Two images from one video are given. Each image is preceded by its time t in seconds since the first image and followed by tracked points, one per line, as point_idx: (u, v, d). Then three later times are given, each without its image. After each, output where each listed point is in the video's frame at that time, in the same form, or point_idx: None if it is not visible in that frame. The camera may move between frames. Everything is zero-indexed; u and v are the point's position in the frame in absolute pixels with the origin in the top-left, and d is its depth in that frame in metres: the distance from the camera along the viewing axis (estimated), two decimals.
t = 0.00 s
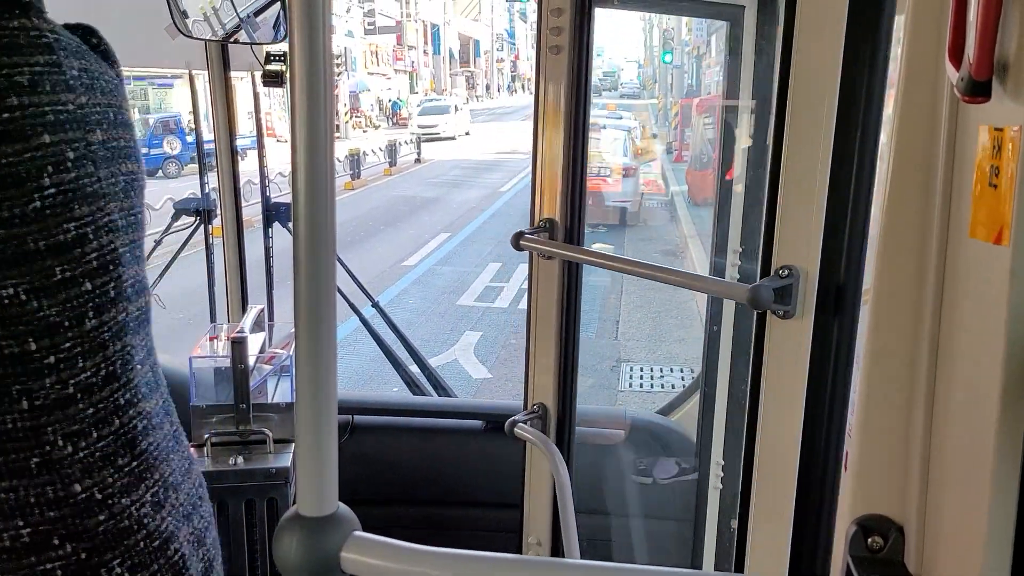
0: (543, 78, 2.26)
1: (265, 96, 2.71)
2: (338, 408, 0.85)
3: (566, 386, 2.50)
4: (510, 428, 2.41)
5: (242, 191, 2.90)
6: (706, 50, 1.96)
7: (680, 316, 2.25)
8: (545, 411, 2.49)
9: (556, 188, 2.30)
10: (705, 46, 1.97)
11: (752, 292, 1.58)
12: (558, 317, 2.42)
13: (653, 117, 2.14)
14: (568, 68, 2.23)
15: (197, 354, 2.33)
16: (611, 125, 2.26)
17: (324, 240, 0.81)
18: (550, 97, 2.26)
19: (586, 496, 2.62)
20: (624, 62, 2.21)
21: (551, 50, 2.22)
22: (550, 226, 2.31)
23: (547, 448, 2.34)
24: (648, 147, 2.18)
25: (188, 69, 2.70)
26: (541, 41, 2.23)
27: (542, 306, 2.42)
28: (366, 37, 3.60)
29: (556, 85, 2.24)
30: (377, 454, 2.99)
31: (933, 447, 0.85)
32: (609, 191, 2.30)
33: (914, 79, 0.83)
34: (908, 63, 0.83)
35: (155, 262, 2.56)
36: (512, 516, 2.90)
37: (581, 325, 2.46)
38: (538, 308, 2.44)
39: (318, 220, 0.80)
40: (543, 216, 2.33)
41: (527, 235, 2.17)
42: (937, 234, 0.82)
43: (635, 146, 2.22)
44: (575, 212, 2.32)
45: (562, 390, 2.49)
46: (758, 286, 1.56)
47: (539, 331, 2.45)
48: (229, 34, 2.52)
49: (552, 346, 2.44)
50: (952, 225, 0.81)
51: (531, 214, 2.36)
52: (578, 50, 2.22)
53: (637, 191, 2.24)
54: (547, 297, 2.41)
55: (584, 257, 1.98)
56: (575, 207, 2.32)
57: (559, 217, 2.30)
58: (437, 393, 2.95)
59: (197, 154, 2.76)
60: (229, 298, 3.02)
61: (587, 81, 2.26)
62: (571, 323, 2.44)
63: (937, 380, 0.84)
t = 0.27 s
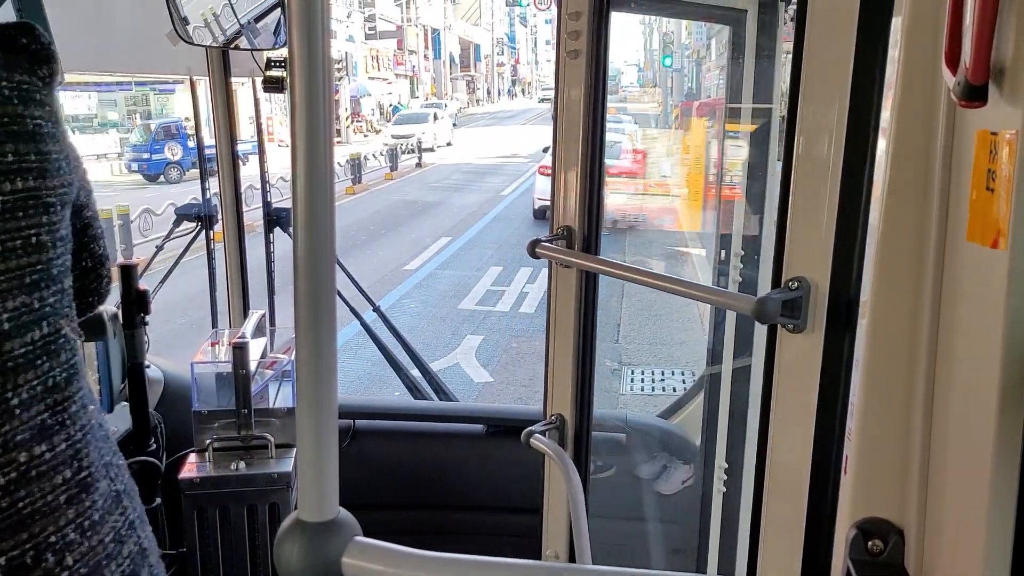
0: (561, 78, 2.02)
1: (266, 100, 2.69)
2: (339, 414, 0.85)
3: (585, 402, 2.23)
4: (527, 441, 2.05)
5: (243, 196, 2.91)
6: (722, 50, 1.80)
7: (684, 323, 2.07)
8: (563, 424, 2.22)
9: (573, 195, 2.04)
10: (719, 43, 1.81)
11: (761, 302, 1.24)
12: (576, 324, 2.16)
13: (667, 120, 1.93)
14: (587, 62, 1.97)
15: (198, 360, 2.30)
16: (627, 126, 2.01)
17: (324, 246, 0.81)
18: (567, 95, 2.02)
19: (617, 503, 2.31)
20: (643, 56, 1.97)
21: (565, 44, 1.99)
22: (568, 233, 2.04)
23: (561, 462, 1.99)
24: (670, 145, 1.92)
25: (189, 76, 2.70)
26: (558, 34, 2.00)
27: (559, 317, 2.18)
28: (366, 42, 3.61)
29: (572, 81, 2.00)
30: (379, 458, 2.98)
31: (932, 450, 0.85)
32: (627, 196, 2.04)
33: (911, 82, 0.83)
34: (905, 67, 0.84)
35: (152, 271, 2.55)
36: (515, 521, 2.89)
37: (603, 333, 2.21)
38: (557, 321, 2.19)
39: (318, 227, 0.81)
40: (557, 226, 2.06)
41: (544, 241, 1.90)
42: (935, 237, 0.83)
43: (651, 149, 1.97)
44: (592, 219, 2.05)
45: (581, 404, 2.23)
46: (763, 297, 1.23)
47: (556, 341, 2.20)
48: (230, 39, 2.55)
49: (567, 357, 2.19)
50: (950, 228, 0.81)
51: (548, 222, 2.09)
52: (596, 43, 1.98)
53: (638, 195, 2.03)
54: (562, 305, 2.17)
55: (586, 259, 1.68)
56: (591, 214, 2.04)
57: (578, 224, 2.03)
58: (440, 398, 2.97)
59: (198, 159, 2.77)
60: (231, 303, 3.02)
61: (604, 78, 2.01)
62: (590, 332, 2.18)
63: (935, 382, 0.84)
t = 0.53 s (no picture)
0: (596, 78, 1.89)
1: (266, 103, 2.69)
2: (340, 418, 0.85)
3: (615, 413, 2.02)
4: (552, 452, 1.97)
5: (244, 198, 2.90)
6: (723, 52, 1.73)
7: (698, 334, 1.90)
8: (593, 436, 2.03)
9: (600, 201, 1.90)
10: (728, 46, 1.73)
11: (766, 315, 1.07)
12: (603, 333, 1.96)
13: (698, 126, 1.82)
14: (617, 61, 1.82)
15: (199, 364, 2.28)
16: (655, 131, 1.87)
17: (326, 249, 0.81)
18: (600, 96, 1.88)
19: (639, 502, 2.09)
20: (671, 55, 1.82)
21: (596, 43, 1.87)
22: (597, 241, 1.90)
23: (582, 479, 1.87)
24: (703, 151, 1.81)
25: (190, 79, 2.71)
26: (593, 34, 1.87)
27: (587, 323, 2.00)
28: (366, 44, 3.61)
29: (602, 80, 1.87)
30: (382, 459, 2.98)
31: (933, 452, 0.85)
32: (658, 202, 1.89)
33: (911, 85, 0.83)
34: (904, 70, 0.84)
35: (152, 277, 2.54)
36: (519, 521, 2.87)
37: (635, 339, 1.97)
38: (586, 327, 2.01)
39: (319, 230, 0.81)
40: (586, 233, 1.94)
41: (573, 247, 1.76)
42: (935, 239, 0.83)
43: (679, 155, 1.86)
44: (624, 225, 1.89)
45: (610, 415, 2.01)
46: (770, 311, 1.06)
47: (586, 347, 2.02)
48: (230, 43, 2.51)
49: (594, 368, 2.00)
50: (949, 232, 0.82)
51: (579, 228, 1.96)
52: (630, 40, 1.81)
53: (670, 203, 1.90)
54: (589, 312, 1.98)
55: (607, 264, 1.49)
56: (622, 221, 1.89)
57: (609, 232, 1.89)
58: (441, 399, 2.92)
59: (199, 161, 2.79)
60: (233, 305, 3.02)
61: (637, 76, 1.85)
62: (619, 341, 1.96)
63: (935, 385, 0.84)
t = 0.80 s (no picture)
0: (637, 90, 1.93)
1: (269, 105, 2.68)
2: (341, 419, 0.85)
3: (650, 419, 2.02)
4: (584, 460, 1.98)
5: (244, 200, 2.89)
6: (722, 53, 1.70)
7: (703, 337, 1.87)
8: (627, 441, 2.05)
9: (638, 210, 1.93)
10: (730, 47, 1.68)
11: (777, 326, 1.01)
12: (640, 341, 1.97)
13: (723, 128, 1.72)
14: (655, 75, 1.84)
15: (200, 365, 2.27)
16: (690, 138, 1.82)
17: (327, 250, 0.82)
18: (640, 109, 1.92)
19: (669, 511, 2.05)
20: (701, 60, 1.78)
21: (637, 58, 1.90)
22: (633, 248, 1.93)
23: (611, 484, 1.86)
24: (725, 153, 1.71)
25: (191, 80, 2.71)
26: (634, 48, 1.90)
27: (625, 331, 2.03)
28: (365, 47, 3.63)
29: (642, 92, 1.90)
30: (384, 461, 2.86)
31: (933, 453, 0.85)
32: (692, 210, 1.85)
33: (911, 87, 0.83)
34: (904, 73, 0.84)
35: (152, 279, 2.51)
36: (518, 521, 2.78)
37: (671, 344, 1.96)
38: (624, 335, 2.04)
39: (320, 229, 0.81)
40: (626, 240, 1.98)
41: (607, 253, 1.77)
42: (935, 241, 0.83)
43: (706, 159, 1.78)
44: (661, 232, 1.90)
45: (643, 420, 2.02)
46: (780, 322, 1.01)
47: (624, 354, 2.05)
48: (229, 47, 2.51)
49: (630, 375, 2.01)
50: (950, 234, 0.82)
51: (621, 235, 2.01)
52: (665, 52, 1.83)
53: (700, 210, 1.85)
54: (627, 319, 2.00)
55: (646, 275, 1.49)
56: (660, 227, 1.90)
57: (645, 239, 1.91)
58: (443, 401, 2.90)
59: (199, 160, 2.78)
60: (233, 307, 3.02)
61: (675, 86, 1.85)
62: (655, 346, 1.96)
63: (936, 387, 0.84)
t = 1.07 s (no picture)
0: (673, 87, 1.83)
1: (266, 105, 2.69)
2: (341, 418, 0.85)
3: (679, 430, 1.96)
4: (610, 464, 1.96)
5: (243, 197, 2.88)
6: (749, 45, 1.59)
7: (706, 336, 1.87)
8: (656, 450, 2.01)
9: (670, 212, 1.84)
10: (731, 46, 1.67)
11: (784, 333, 0.97)
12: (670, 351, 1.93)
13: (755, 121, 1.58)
14: (687, 70, 1.74)
15: (200, 365, 2.27)
16: (723, 136, 1.70)
17: (325, 247, 0.81)
18: (674, 107, 1.82)
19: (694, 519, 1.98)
20: (731, 52, 1.66)
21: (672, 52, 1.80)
22: (663, 251, 1.85)
23: (633, 491, 1.84)
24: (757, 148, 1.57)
25: (190, 79, 2.71)
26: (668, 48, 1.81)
27: (658, 340, 1.99)
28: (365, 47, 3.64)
29: (676, 90, 1.80)
30: (377, 463, 2.86)
31: (933, 454, 0.85)
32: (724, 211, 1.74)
33: (911, 85, 0.83)
34: (905, 72, 0.84)
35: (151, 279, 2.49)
36: (517, 521, 2.75)
37: (701, 353, 1.89)
38: (658, 344, 2.00)
39: (319, 226, 0.81)
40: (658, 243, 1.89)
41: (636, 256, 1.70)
42: (935, 241, 0.83)
43: (737, 156, 1.66)
44: (692, 235, 1.80)
45: (672, 430, 1.96)
46: (788, 330, 0.96)
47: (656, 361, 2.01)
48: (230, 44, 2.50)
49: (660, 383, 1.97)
50: (951, 234, 0.81)
51: (654, 239, 1.93)
52: (697, 46, 1.71)
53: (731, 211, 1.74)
54: (660, 327, 1.97)
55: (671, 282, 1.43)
56: (692, 230, 1.80)
57: (675, 242, 1.82)
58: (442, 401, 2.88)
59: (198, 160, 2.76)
60: (233, 306, 3.02)
61: (709, 81, 1.73)
62: (686, 355, 1.90)
63: (936, 388, 0.84)
